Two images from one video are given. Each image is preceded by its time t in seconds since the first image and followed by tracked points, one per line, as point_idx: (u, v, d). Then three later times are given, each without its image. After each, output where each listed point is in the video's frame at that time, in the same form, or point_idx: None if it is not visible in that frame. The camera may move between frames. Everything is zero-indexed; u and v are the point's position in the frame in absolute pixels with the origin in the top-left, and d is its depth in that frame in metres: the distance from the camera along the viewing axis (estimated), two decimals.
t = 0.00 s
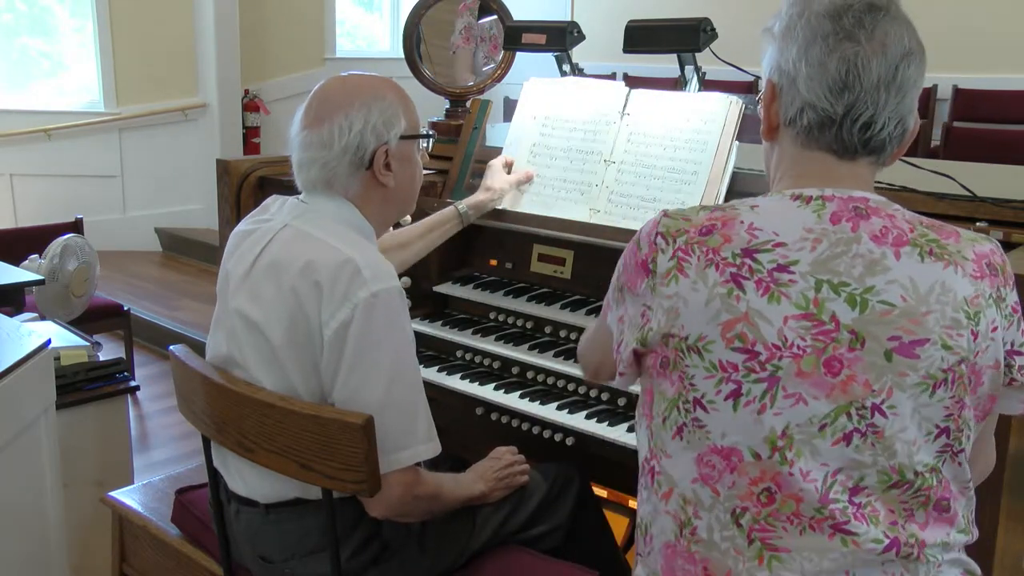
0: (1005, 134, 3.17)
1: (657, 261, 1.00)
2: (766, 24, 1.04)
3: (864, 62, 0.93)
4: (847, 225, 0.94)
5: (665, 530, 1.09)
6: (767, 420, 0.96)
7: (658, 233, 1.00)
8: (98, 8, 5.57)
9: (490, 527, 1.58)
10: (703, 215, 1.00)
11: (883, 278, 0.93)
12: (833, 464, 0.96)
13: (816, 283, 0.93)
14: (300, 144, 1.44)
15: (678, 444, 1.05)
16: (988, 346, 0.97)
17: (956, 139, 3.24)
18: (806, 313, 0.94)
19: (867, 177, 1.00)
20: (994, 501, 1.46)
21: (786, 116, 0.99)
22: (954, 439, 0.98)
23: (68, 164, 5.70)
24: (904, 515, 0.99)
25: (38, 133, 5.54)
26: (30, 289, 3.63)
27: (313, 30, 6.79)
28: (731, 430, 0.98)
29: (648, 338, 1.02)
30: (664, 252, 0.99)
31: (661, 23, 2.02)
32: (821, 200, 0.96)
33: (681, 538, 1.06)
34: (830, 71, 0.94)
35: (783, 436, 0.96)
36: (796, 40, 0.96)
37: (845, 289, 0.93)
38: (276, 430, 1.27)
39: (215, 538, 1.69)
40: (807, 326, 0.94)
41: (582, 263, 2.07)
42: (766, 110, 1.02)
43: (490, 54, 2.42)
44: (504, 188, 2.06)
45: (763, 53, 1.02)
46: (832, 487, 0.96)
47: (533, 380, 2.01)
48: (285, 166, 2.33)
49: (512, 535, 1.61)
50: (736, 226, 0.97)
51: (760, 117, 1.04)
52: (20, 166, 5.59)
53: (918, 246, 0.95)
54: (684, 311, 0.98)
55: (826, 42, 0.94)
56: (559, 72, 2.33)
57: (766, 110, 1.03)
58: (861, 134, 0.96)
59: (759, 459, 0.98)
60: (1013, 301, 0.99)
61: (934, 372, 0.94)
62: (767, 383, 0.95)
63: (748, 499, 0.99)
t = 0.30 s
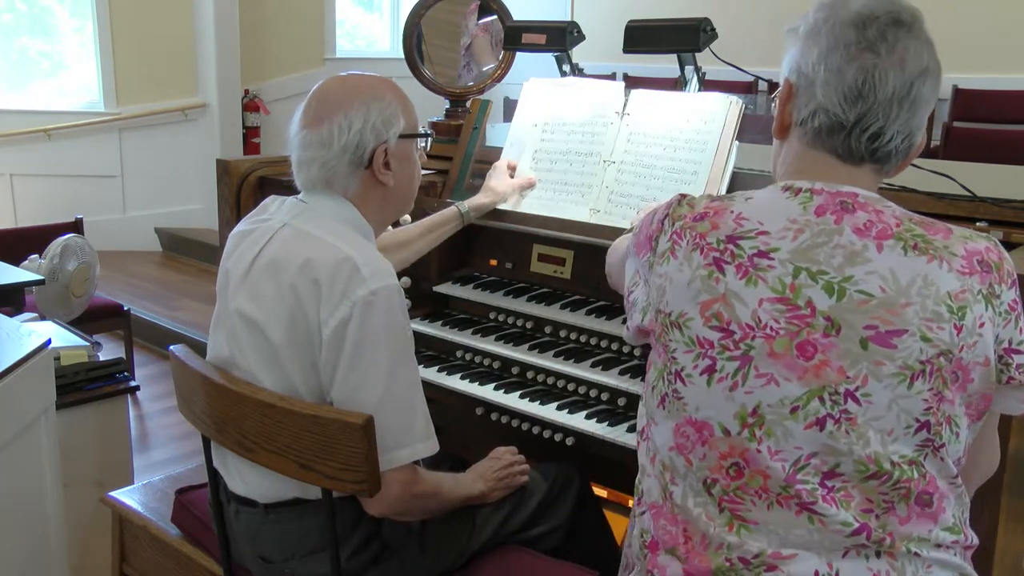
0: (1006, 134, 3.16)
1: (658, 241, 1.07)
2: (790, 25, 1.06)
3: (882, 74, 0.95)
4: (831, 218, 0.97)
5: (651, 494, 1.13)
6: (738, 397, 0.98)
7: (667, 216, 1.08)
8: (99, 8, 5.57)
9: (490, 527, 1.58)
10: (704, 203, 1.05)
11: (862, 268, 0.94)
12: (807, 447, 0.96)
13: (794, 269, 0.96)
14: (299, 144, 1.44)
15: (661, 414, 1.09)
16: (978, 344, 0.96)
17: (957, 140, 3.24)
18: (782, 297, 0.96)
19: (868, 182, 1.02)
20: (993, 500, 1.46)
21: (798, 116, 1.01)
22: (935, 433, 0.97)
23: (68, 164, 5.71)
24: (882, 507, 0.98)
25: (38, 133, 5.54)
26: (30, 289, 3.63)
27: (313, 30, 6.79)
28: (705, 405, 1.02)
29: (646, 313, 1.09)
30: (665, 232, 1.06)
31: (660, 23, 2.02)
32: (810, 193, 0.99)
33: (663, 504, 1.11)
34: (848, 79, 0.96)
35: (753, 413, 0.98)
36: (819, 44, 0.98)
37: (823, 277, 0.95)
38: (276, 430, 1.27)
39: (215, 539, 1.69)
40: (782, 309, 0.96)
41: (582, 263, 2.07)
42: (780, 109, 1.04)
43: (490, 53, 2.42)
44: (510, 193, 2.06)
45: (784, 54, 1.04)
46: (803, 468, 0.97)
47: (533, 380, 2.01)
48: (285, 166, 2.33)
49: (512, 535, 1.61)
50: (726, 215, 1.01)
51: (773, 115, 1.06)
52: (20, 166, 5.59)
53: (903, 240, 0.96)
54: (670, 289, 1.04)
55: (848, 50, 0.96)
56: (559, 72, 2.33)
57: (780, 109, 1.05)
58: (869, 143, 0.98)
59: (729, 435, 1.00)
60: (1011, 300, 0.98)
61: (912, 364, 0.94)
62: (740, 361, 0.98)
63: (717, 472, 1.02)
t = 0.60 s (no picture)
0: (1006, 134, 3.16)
1: (662, 233, 1.07)
2: (809, 26, 1.06)
3: (892, 80, 0.95)
4: (833, 215, 0.97)
5: (649, 485, 1.13)
6: (737, 389, 0.99)
7: (671, 210, 1.07)
8: (99, 8, 5.57)
9: (489, 527, 1.58)
10: (707, 198, 1.06)
11: (862, 264, 0.94)
12: (805, 440, 0.96)
13: (795, 264, 0.96)
14: (300, 143, 1.44)
15: (661, 405, 1.09)
16: (975, 340, 0.96)
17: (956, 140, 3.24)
18: (783, 291, 0.96)
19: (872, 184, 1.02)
20: (993, 500, 1.46)
21: (807, 116, 1.01)
22: (931, 429, 0.97)
23: (68, 165, 5.70)
24: (879, 501, 0.98)
25: (38, 133, 5.54)
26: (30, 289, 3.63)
27: (313, 30, 6.78)
28: (704, 396, 1.02)
29: (649, 305, 1.10)
30: (670, 225, 1.06)
31: (661, 23, 2.02)
32: (812, 189, 0.99)
33: (660, 493, 1.11)
34: (859, 83, 0.96)
35: (752, 405, 0.98)
36: (833, 46, 0.99)
37: (824, 272, 0.95)
38: (277, 430, 1.27)
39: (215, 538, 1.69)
40: (782, 302, 0.96)
41: (582, 263, 2.07)
42: (790, 107, 1.05)
43: (490, 53, 2.42)
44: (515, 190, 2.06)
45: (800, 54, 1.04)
46: (800, 461, 0.97)
47: (534, 380, 2.01)
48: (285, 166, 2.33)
49: (513, 535, 1.61)
50: (730, 210, 1.02)
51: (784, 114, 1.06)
52: (19, 166, 5.58)
53: (903, 237, 0.96)
54: (673, 282, 1.04)
55: (861, 54, 0.96)
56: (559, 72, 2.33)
57: (791, 107, 1.05)
58: (873, 148, 0.98)
59: (727, 426, 1.00)
60: (1010, 299, 0.98)
61: (910, 359, 0.94)
62: (740, 353, 0.98)
63: (716, 463, 1.02)
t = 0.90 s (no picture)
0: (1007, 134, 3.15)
1: (665, 233, 1.07)
2: (819, 27, 1.06)
3: (898, 84, 0.95)
4: (835, 214, 0.97)
5: (649, 484, 1.13)
6: (739, 386, 0.98)
7: (674, 210, 1.07)
8: (99, 8, 5.57)
9: (489, 526, 1.58)
10: (710, 198, 1.06)
11: (865, 263, 0.95)
12: (806, 438, 0.96)
13: (798, 263, 0.96)
14: (295, 141, 1.44)
15: (662, 404, 1.08)
16: (976, 340, 0.96)
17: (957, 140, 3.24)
18: (785, 290, 0.96)
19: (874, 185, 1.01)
20: (994, 500, 1.46)
21: (812, 116, 1.02)
22: (932, 428, 0.97)
23: (68, 165, 5.70)
24: (879, 501, 0.98)
25: (38, 133, 5.54)
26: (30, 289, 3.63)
27: (313, 30, 6.79)
28: (705, 394, 1.02)
29: (651, 304, 1.10)
30: (672, 225, 1.06)
31: (661, 22, 2.02)
32: (815, 188, 0.99)
33: (661, 492, 1.11)
34: (865, 85, 0.96)
35: (753, 403, 0.98)
36: (842, 48, 0.99)
37: (825, 271, 0.95)
38: (277, 430, 1.27)
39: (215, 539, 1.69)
40: (784, 301, 0.96)
41: (582, 263, 2.07)
42: (797, 106, 1.05)
43: (490, 53, 2.42)
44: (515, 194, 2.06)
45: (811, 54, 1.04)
46: (800, 459, 0.97)
47: (534, 380, 2.01)
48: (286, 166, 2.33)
49: (512, 535, 1.61)
50: (733, 209, 1.02)
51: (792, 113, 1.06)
52: (19, 166, 5.58)
53: (905, 237, 0.96)
54: (675, 281, 1.04)
55: (869, 58, 0.96)
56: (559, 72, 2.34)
57: (798, 107, 1.05)
58: (877, 151, 0.98)
59: (728, 424, 1.00)
60: (1009, 298, 0.98)
61: (910, 358, 0.94)
62: (741, 351, 0.98)
63: (716, 461, 1.02)
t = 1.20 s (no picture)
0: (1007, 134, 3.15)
1: (669, 232, 1.07)
2: (827, 27, 1.06)
3: (907, 85, 0.95)
4: (842, 215, 0.97)
5: (652, 484, 1.13)
6: (744, 387, 0.98)
7: (679, 209, 1.07)
8: (99, 8, 5.57)
9: (489, 525, 1.58)
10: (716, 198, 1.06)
11: (871, 265, 0.95)
12: (810, 440, 0.96)
13: (804, 264, 0.96)
14: (290, 139, 1.44)
15: (665, 404, 1.08)
16: (981, 341, 0.96)
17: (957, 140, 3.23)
18: (791, 290, 0.96)
19: (879, 185, 1.01)
20: (994, 500, 1.46)
21: (819, 117, 1.02)
22: (938, 429, 0.96)
23: (68, 165, 5.70)
24: (884, 503, 0.98)
25: (38, 133, 5.54)
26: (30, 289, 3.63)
27: (313, 30, 6.79)
28: (710, 395, 1.01)
29: (655, 304, 1.09)
30: (677, 225, 1.06)
31: (661, 22, 2.02)
32: (821, 189, 1.00)
33: (664, 493, 1.11)
34: (872, 86, 0.96)
35: (759, 404, 0.98)
36: (849, 48, 0.99)
37: (832, 272, 0.95)
38: (277, 430, 1.27)
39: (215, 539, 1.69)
40: (791, 302, 0.96)
41: (582, 263, 2.07)
42: (803, 106, 1.05)
43: (490, 53, 2.42)
44: (506, 193, 2.06)
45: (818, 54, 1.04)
46: (805, 460, 0.97)
47: (534, 380, 2.01)
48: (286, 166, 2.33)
49: (513, 535, 1.61)
50: (739, 209, 1.02)
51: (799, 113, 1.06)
52: (20, 167, 5.58)
53: (910, 238, 0.96)
54: (681, 280, 1.04)
55: (877, 58, 0.96)
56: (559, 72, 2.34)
57: (804, 108, 1.05)
58: (884, 151, 0.98)
59: (733, 425, 1.00)
60: (1014, 300, 0.98)
61: (916, 359, 0.94)
62: (747, 352, 0.98)
63: (721, 462, 1.01)
